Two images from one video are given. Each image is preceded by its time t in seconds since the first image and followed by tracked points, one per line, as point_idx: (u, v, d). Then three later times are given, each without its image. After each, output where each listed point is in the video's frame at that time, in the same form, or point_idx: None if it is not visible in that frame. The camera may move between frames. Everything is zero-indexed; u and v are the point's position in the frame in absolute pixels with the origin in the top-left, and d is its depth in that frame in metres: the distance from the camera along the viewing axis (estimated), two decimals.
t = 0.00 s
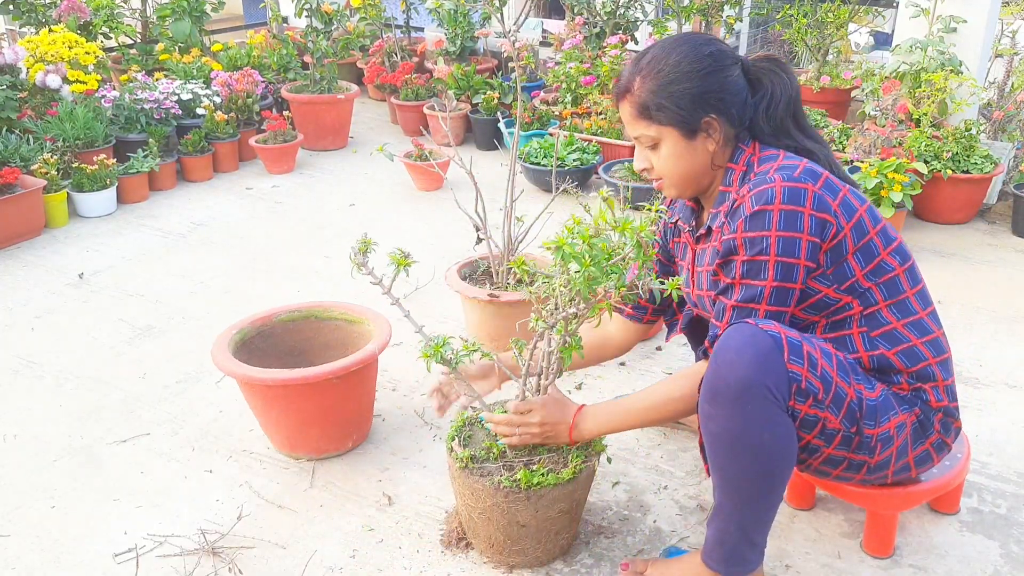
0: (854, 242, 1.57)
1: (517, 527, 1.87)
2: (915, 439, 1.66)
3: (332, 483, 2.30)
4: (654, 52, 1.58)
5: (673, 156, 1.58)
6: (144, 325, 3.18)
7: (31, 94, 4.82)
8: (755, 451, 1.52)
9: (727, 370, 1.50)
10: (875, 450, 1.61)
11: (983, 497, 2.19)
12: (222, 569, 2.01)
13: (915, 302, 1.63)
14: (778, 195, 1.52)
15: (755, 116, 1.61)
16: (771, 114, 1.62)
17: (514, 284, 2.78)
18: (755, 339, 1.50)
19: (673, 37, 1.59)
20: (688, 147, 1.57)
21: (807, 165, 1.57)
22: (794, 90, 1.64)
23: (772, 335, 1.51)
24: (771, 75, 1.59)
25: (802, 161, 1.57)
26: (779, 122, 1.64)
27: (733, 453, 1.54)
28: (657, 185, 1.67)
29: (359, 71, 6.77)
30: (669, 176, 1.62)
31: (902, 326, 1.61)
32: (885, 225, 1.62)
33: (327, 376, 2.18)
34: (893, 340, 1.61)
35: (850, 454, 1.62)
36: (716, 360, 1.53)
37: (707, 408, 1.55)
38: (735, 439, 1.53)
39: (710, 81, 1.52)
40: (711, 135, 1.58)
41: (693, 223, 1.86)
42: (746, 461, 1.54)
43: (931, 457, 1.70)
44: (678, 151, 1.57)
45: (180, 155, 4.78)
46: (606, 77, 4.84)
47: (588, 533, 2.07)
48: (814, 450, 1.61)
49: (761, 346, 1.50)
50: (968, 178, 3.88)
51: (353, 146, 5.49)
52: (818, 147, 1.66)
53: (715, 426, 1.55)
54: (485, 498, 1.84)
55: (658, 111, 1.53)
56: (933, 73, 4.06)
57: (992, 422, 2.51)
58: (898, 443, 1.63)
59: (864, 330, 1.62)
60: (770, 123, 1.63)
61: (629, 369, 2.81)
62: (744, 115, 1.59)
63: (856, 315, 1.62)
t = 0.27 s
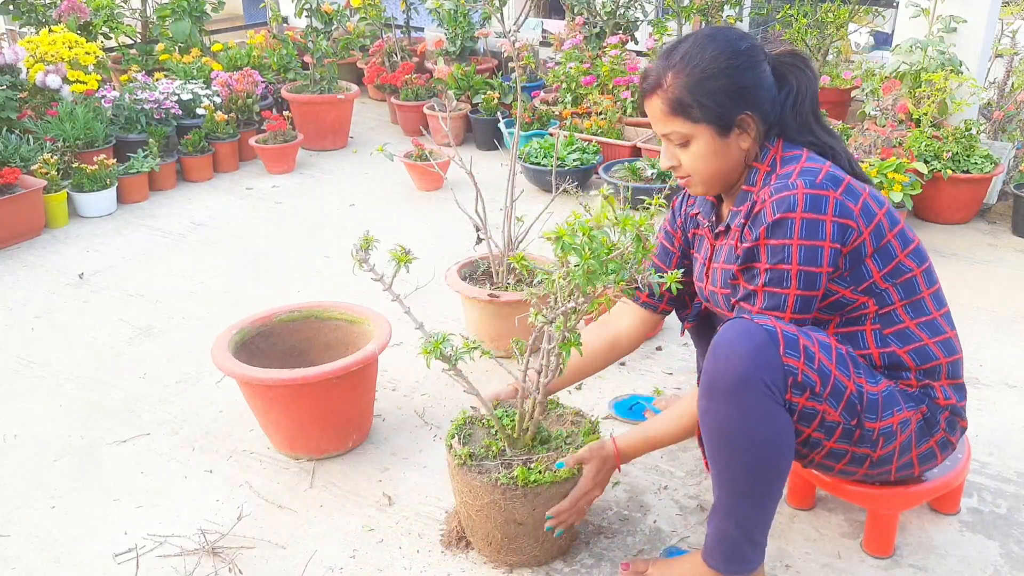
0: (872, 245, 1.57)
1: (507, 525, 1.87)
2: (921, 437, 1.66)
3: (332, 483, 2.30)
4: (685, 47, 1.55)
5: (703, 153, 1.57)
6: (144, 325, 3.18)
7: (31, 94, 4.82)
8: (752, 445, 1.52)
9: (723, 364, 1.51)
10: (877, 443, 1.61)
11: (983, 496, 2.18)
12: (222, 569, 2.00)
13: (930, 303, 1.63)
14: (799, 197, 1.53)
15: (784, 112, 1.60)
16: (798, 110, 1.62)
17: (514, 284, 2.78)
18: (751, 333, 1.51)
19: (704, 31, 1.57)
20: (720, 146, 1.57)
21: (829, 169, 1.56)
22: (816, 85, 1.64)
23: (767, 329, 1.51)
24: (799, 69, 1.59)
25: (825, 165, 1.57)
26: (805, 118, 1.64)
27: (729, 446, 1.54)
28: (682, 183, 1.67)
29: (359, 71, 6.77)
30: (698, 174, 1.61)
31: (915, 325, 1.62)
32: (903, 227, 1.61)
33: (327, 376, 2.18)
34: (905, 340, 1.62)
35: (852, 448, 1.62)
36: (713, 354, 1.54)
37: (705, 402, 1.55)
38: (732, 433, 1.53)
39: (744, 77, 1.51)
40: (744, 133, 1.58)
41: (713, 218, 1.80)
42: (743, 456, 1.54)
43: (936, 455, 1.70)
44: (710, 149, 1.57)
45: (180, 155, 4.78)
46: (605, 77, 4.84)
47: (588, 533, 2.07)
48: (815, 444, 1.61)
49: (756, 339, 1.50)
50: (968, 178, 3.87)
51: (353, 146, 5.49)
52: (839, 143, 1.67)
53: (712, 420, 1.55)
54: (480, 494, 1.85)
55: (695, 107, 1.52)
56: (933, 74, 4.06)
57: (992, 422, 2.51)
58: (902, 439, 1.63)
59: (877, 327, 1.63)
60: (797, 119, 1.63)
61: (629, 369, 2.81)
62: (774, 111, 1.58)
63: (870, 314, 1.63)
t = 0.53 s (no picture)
0: (872, 282, 1.54)
1: (469, 526, 1.86)
2: (926, 451, 1.67)
3: (332, 483, 2.30)
4: (684, 66, 1.52)
5: (693, 178, 1.55)
6: (144, 325, 3.19)
7: (31, 94, 4.82)
8: (765, 459, 1.52)
9: (740, 378, 1.50)
10: (886, 458, 1.62)
11: (983, 497, 2.19)
12: (222, 569, 2.01)
13: (936, 324, 1.62)
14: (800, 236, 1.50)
15: (784, 138, 1.55)
16: (802, 136, 1.56)
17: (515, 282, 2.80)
18: (770, 347, 1.50)
19: (708, 48, 1.52)
20: (710, 172, 1.54)
21: (827, 215, 1.51)
22: (828, 108, 1.56)
23: (789, 343, 1.50)
24: (804, 93, 1.52)
25: (824, 209, 1.52)
26: (810, 144, 1.57)
27: (741, 459, 1.54)
28: (674, 202, 1.65)
29: (359, 71, 6.77)
30: (688, 196, 1.59)
31: (922, 346, 1.61)
32: (908, 256, 1.58)
33: (328, 376, 2.18)
34: (911, 360, 1.62)
35: (862, 462, 1.62)
36: (731, 367, 1.53)
37: (719, 414, 1.55)
38: (745, 446, 1.53)
39: (741, 106, 1.47)
40: (736, 161, 1.54)
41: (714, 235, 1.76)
42: (756, 466, 1.53)
43: (939, 468, 1.72)
44: (700, 175, 1.54)
45: (180, 155, 4.79)
46: (605, 77, 4.84)
47: (588, 533, 2.07)
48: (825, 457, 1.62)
49: (779, 353, 1.49)
50: (968, 178, 3.87)
51: (353, 146, 5.49)
52: (847, 170, 1.60)
53: (728, 432, 1.54)
54: (446, 491, 1.87)
55: (683, 133, 1.49)
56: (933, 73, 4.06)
57: (992, 422, 2.51)
58: (910, 453, 1.64)
59: (883, 348, 1.62)
60: (801, 145, 1.57)
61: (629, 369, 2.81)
62: (773, 138, 1.54)
63: (874, 339, 1.62)
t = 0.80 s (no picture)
0: (856, 263, 1.55)
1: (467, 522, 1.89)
2: (923, 442, 1.67)
3: (332, 483, 2.30)
4: (656, 69, 1.54)
5: (668, 177, 1.57)
6: (144, 325, 3.19)
7: (31, 94, 4.82)
8: (755, 452, 1.53)
9: (725, 372, 1.51)
10: (881, 450, 1.62)
11: (983, 496, 2.19)
12: (222, 569, 2.01)
13: (927, 311, 1.62)
14: (778, 234, 1.51)
15: (759, 137, 1.57)
16: (776, 135, 1.58)
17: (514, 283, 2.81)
18: (754, 340, 1.51)
19: (679, 54, 1.55)
20: (685, 171, 1.56)
21: (804, 195, 1.54)
22: (802, 107, 1.58)
23: (773, 335, 1.51)
24: (776, 93, 1.54)
25: (800, 191, 1.54)
26: (784, 142, 1.59)
27: (732, 453, 1.54)
28: (655, 204, 1.67)
29: (359, 71, 6.77)
30: (666, 196, 1.61)
31: (913, 334, 1.61)
32: (891, 238, 1.59)
33: (328, 376, 2.18)
34: (904, 348, 1.62)
35: (855, 454, 1.63)
36: (716, 361, 1.54)
37: (707, 408, 1.55)
38: (734, 440, 1.53)
39: (711, 105, 1.49)
40: (710, 161, 1.56)
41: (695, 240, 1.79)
42: (747, 462, 1.54)
43: (937, 460, 1.71)
44: (675, 174, 1.56)
45: (180, 155, 4.79)
46: (605, 77, 4.84)
47: (587, 534, 2.07)
48: (818, 449, 1.62)
49: (761, 346, 1.50)
50: (968, 178, 3.87)
51: (353, 146, 5.49)
52: (825, 165, 1.61)
53: (716, 427, 1.55)
54: (445, 486, 1.87)
55: (655, 133, 1.52)
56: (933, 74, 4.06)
57: (992, 422, 2.51)
58: (906, 445, 1.64)
59: (875, 338, 1.62)
60: (775, 144, 1.58)
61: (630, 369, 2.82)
62: (746, 137, 1.55)
63: (865, 327, 1.62)
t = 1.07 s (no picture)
0: (831, 291, 1.55)
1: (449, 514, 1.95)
2: (914, 448, 1.66)
3: (332, 483, 2.30)
4: (645, 87, 1.52)
5: (655, 198, 1.56)
6: (144, 325, 3.19)
7: (31, 94, 4.82)
8: (744, 448, 1.52)
9: (709, 372, 1.50)
10: (870, 453, 1.62)
11: (983, 497, 2.19)
12: (223, 569, 2.01)
13: (916, 323, 1.61)
14: (745, 274, 1.50)
15: (748, 156, 1.55)
16: (765, 153, 1.55)
17: (514, 283, 2.80)
18: (740, 338, 1.49)
19: (668, 71, 1.52)
20: (673, 192, 1.55)
21: (779, 231, 1.51)
22: (793, 123, 1.55)
23: (758, 334, 1.50)
24: (766, 111, 1.52)
25: (776, 227, 1.51)
26: (774, 159, 1.56)
27: (721, 450, 1.54)
28: (643, 222, 1.66)
29: (359, 71, 6.78)
30: (654, 215, 1.60)
31: (900, 346, 1.61)
32: (875, 258, 1.57)
33: (327, 376, 2.18)
34: (890, 360, 1.62)
35: (844, 457, 1.63)
36: (700, 359, 1.53)
37: (694, 406, 1.55)
38: (723, 437, 1.53)
39: (699, 127, 1.47)
40: (699, 182, 1.55)
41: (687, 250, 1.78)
42: (735, 458, 1.54)
43: (929, 465, 1.71)
44: (662, 195, 1.56)
45: (180, 155, 4.79)
46: (605, 77, 4.84)
47: (587, 533, 2.07)
48: (807, 449, 1.62)
49: (746, 345, 1.49)
50: (968, 178, 3.87)
51: (354, 146, 5.49)
52: (812, 182, 1.58)
53: (704, 424, 1.55)
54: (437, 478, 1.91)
55: (642, 155, 1.50)
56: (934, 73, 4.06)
57: (993, 422, 2.51)
58: (895, 450, 1.64)
59: (859, 350, 1.62)
60: (764, 162, 1.56)
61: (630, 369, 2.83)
62: (735, 157, 1.53)
63: (847, 342, 1.62)
